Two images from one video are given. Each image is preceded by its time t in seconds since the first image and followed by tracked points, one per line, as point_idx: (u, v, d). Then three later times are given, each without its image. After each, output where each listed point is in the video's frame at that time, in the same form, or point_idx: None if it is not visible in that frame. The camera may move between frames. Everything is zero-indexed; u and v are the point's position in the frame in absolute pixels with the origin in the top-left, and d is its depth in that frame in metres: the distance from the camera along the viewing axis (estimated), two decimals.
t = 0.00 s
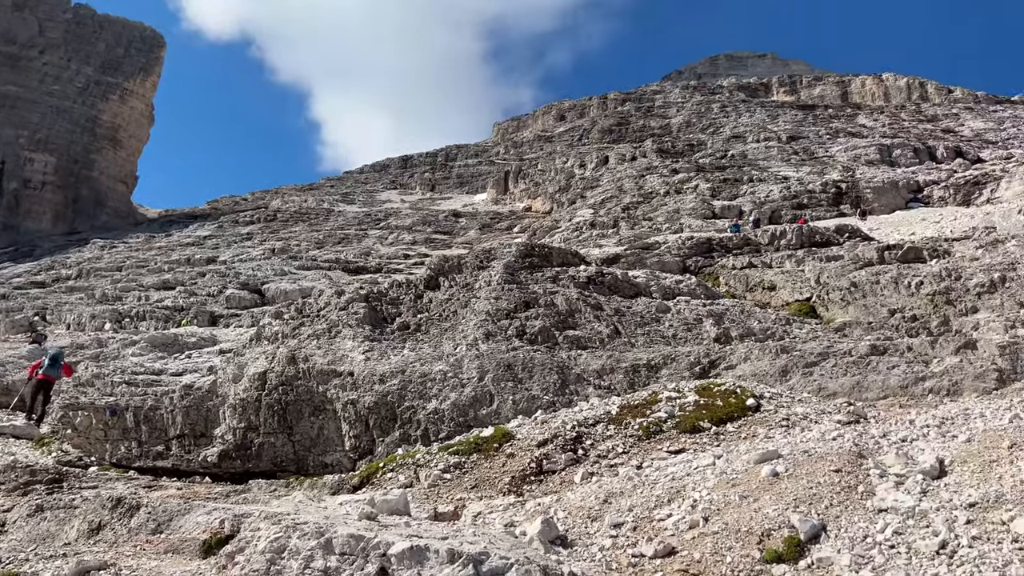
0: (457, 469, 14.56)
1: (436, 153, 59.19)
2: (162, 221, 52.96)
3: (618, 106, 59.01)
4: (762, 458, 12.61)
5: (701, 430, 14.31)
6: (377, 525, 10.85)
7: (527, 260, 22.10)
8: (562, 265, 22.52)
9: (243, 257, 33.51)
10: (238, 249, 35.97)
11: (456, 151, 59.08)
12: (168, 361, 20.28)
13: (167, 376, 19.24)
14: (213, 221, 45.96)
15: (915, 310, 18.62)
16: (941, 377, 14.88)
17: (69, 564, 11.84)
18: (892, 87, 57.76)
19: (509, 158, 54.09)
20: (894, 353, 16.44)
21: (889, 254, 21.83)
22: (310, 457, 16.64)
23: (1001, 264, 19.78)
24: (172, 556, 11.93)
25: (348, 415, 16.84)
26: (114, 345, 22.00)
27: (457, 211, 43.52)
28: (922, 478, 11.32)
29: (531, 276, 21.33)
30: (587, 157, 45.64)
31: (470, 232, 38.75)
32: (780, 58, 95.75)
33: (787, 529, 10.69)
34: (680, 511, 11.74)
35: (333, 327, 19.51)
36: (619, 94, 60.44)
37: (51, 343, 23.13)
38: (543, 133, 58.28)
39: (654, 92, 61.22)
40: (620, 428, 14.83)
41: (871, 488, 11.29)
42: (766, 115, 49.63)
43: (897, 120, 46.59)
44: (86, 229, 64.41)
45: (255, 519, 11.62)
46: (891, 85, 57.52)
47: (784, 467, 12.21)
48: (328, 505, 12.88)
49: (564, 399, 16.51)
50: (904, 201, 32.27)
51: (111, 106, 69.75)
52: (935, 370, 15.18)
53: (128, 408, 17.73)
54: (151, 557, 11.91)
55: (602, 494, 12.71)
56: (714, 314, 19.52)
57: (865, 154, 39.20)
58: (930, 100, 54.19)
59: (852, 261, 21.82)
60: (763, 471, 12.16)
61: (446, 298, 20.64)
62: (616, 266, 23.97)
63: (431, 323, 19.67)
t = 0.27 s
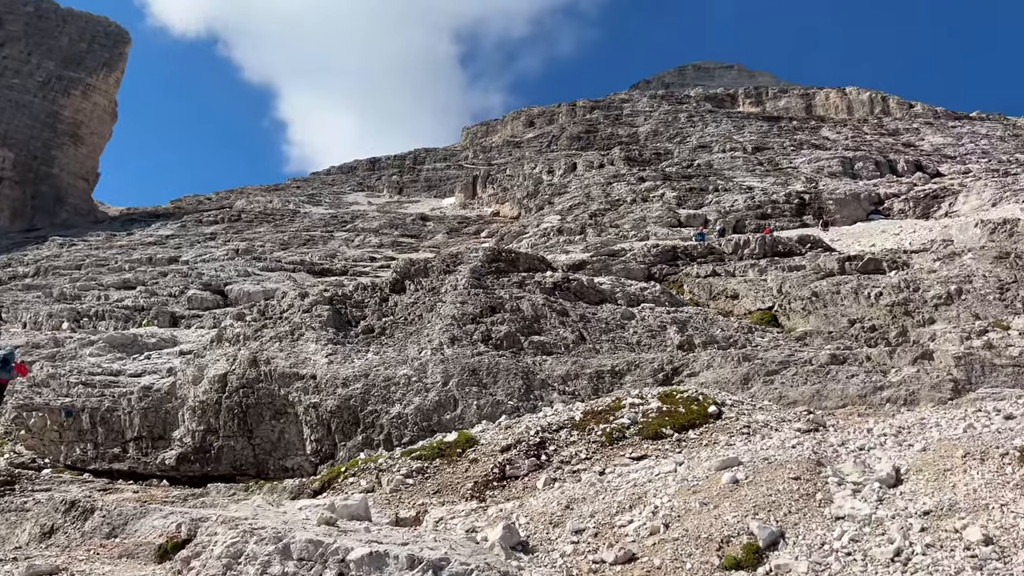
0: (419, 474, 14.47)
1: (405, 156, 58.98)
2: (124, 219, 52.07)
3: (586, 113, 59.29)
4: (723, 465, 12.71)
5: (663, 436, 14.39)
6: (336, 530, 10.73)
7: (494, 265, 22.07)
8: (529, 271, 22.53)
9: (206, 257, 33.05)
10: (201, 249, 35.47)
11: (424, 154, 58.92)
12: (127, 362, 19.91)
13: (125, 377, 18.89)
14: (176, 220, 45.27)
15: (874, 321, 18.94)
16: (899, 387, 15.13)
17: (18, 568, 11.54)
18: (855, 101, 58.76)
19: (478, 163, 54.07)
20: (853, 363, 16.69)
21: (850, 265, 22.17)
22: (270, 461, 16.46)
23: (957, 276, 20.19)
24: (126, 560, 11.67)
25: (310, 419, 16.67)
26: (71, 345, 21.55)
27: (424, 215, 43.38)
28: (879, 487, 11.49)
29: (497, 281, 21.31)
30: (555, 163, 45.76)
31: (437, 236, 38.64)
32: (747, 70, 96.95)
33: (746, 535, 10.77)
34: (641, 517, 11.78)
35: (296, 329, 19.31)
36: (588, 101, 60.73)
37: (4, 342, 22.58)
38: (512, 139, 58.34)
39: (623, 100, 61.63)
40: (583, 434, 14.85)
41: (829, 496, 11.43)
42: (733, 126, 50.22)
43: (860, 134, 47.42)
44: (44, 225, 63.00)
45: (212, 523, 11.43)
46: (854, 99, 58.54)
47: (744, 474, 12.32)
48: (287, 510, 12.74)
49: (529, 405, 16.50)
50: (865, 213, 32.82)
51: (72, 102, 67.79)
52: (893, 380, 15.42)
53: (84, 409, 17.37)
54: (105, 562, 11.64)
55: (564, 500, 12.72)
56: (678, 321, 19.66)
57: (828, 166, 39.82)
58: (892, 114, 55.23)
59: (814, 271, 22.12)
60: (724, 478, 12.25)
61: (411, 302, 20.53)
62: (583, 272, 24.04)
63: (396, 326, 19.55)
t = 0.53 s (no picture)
0: (384, 481, 14.36)
1: (375, 160, 58.72)
2: (87, 219, 51.19)
3: (558, 121, 59.50)
4: (687, 472, 12.76)
5: (629, 443, 14.43)
6: (298, 537, 10.60)
7: (463, 271, 22.02)
8: (498, 277, 22.52)
9: (171, 258, 32.59)
10: (166, 250, 34.97)
11: (395, 159, 58.72)
12: (87, 365, 19.54)
13: (85, 379, 18.54)
14: (141, 221, 44.60)
15: (838, 331, 19.18)
16: (862, 396, 15.32)
17: None
18: (822, 113, 59.63)
19: (449, 168, 53.98)
20: (817, 372, 16.87)
21: (815, 275, 22.44)
22: (233, 467, 16.24)
23: (919, 287, 20.52)
24: (83, 567, 11.38)
25: (274, 424, 16.49)
26: (30, 347, 21.10)
27: (394, 219, 43.19)
28: (841, 495, 11.63)
29: (466, 287, 21.26)
30: (526, 169, 45.83)
31: (406, 241, 38.49)
32: (716, 81, 97.92)
33: (710, 543, 10.82)
34: (605, 525, 11.79)
35: (261, 333, 19.10)
36: (559, 109, 60.99)
37: None
38: (483, 145, 58.35)
39: (594, 108, 61.95)
40: (550, 441, 14.85)
41: (792, 504, 11.54)
42: (702, 136, 50.70)
43: (826, 146, 48.12)
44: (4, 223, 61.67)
45: (172, 530, 11.22)
46: (821, 112, 59.41)
47: (708, 481, 12.39)
48: (249, 517, 12.57)
49: (496, 411, 16.46)
50: (831, 225, 33.27)
51: (36, 99, 66.28)
52: (855, 389, 15.62)
53: (43, 413, 17.00)
54: (60, 569, 11.33)
55: (529, 507, 12.68)
56: (646, 329, 19.75)
57: (795, 177, 40.31)
58: (857, 128, 56.12)
59: (780, 281, 22.35)
60: (689, 485, 12.30)
61: (379, 306, 20.40)
62: (552, 279, 24.08)
63: (363, 331, 19.41)
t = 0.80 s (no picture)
0: (354, 489, 14.24)
1: (348, 166, 58.46)
2: (54, 222, 50.36)
3: (532, 129, 59.68)
4: (657, 481, 12.80)
5: (600, 451, 14.45)
6: (265, 546, 10.47)
7: (436, 278, 21.96)
8: (471, 284, 22.49)
9: (139, 262, 32.15)
10: (135, 254, 34.49)
11: (368, 165, 58.50)
12: (51, 370, 19.18)
13: (49, 385, 18.19)
14: (109, 224, 43.95)
15: (806, 341, 19.40)
16: (830, 406, 15.49)
17: None
18: (792, 126, 60.41)
19: (422, 175, 53.88)
20: (786, 382, 17.03)
21: (784, 286, 22.67)
22: (200, 474, 16.02)
23: (886, 298, 20.82)
24: None
25: (242, 430, 16.31)
26: None
27: (367, 225, 42.98)
28: (808, 504, 11.73)
29: (438, 294, 21.20)
30: (500, 177, 45.87)
31: (379, 247, 38.33)
32: (689, 92, 98.82)
33: (679, 552, 10.85)
34: (575, 534, 11.78)
35: (230, 339, 18.89)
36: (533, 118, 61.20)
37: None
38: (458, 152, 58.35)
39: (568, 117, 62.21)
40: (521, 449, 14.83)
41: (760, 513, 11.62)
42: (674, 147, 51.12)
43: (796, 158, 48.74)
44: None
45: (136, 538, 11.00)
46: (791, 124, 60.20)
47: (678, 490, 12.43)
48: (214, 525, 12.40)
49: (467, 419, 16.41)
50: (800, 236, 33.67)
51: (3, 100, 64.99)
52: (823, 399, 15.78)
53: (4, 418, 16.64)
54: None
55: (499, 516, 12.64)
56: (617, 338, 19.83)
57: (765, 188, 40.75)
58: (827, 141, 56.88)
59: (750, 291, 22.56)
60: (658, 494, 12.35)
61: (350, 313, 20.28)
62: (524, 286, 24.11)
63: (334, 338, 19.27)
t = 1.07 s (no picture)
0: (326, 499, 14.11)
1: (324, 173, 58.19)
2: (23, 227, 49.58)
3: (509, 139, 59.81)
4: (632, 491, 12.81)
5: (575, 461, 14.44)
6: (235, 557, 10.34)
7: (411, 286, 21.88)
8: (447, 292, 22.43)
9: (110, 269, 31.72)
10: (106, 260, 34.03)
11: (344, 172, 58.26)
12: (18, 377, 18.83)
13: (15, 392, 17.86)
14: (79, 230, 43.34)
15: (779, 351, 19.55)
16: (802, 416, 15.60)
17: None
18: (766, 138, 61.05)
19: (399, 183, 53.75)
20: (759, 392, 17.14)
21: (757, 296, 22.85)
22: (170, 483, 15.81)
23: (857, 310, 21.06)
24: None
25: (213, 440, 16.13)
26: None
27: (343, 233, 42.76)
28: (780, 514, 11.80)
29: (414, 302, 21.13)
30: (477, 186, 45.87)
31: (355, 255, 38.14)
32: (664, 103, 99.60)
33: (652, 562, 10.85)
34: (549, 544, 11.75)
35: (202, 346, 18.68)
36: (510, 128, 61.35)
37: None
38: (434, 160, 58.28)
39: (545, 127, 62.43)
40: (496, 458, 14.78)
41: (733, 523, 11.68)
42: (650, 158, 51.45)
43: (770, 170, 49.23)
44: None
45: (103, 550, 10.79)
46: (765, 137, 60.86)
47: (652, 500, 12.45)
48: (183, 536, 12.23)
49: (442, 428, 16.34)
50: (774, 247, 33.98)
51: None
52: (796, 409, 15.89)
53: None
54: None
55: (473, 526, 12.58)
56: (592, 347, 19.86)
57: (739, 199, 41.10)
58: (800, 153, 57.53)
59: (724, 301, 22.71)
60: (632, 504, 12.35)
61: (324, 321, 20.14)
62: (500, 295, 24.10)
63: (308, 346, 19.12)
